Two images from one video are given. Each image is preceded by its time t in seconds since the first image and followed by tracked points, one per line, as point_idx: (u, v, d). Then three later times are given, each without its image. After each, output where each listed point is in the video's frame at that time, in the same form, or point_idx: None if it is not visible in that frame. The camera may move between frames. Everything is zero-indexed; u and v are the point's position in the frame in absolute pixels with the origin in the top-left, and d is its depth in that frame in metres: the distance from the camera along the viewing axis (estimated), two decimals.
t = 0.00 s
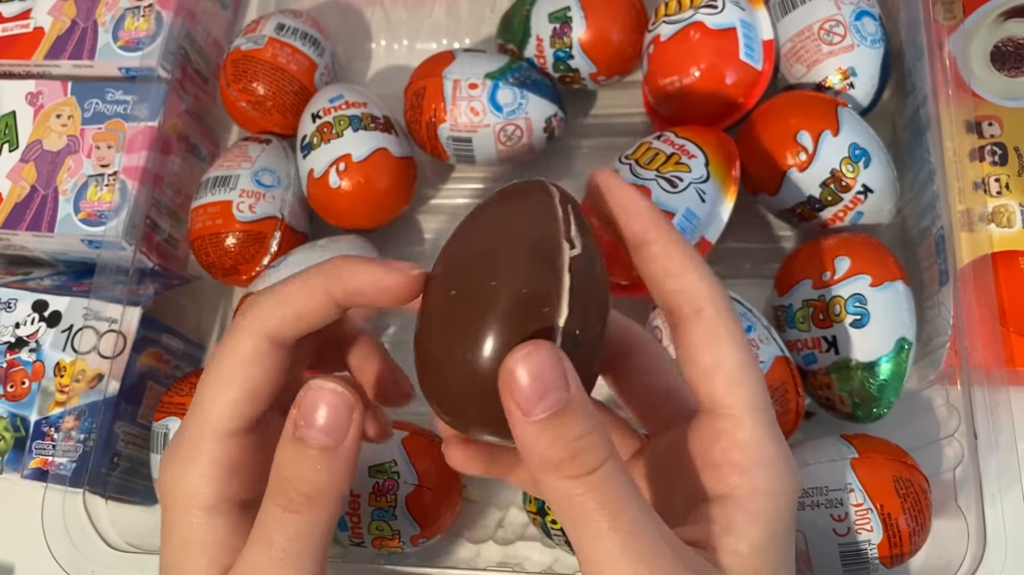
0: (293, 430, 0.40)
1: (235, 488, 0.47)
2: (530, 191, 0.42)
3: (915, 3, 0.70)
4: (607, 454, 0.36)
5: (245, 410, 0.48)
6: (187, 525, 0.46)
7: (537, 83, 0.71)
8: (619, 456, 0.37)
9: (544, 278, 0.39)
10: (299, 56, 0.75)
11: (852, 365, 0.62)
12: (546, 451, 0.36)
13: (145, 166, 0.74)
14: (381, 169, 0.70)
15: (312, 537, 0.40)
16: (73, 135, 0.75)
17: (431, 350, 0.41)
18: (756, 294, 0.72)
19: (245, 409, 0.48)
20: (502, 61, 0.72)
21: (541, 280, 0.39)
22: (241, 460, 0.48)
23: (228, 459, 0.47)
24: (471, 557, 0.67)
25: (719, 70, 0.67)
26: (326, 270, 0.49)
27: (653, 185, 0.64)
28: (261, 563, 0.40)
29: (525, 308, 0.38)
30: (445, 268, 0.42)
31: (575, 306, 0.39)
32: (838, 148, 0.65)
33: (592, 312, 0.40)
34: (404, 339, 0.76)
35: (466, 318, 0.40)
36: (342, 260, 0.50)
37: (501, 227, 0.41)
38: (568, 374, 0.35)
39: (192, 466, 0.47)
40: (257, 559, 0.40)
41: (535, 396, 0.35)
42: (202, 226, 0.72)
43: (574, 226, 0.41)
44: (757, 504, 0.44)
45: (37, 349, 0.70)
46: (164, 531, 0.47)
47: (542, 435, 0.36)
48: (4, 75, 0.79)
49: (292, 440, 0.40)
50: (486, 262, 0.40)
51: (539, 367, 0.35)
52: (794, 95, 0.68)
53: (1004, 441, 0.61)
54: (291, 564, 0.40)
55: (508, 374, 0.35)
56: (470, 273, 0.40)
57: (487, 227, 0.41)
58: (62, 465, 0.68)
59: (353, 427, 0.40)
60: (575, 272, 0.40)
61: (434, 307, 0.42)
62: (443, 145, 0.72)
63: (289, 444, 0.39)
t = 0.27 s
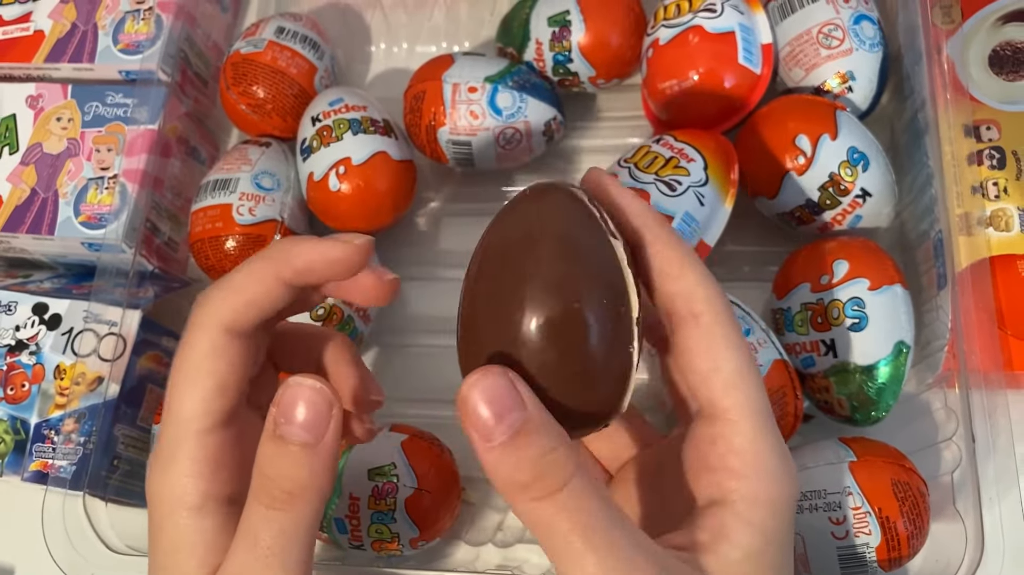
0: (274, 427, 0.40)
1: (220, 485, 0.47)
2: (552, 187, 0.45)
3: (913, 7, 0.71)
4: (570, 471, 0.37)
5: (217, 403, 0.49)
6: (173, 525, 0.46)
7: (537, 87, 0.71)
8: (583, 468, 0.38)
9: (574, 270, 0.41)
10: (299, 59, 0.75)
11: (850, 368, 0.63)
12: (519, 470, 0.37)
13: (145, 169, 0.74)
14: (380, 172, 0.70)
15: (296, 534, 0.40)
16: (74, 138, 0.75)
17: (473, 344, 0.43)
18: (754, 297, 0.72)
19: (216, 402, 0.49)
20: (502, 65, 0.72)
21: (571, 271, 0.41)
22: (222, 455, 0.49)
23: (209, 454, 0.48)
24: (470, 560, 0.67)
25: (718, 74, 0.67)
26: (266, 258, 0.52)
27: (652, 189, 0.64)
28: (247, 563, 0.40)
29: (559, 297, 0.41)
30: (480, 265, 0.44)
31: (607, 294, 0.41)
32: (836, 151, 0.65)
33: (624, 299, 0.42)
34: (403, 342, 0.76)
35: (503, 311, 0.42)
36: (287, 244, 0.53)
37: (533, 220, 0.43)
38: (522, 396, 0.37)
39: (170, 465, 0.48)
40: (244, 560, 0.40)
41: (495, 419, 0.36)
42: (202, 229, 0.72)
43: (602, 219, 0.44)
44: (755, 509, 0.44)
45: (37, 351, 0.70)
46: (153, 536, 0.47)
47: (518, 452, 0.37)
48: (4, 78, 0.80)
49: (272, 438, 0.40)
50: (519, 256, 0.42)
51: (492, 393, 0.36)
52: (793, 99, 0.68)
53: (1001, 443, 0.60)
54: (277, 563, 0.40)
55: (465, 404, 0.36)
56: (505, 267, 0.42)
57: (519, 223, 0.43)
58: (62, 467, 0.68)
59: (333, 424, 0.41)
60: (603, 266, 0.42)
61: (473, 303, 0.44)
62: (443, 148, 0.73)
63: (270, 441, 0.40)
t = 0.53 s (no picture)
0: (266, 426, 0.40)
1: (211, 484, 0.47)
2: (558, 174, 0.43)
3: (915, 7, 0.71)
4: (655, 451, 0.37)
5: (207, 402, 0.49)
6: (163, 526, 0.45)
7: (538, 87, 0.72)
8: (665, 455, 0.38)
9: (575, 264, 0.40)
10: (301, 59, 0.75)
11: (851, 368, 0.63)
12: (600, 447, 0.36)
13: (147, 169, 0.74)
14: (382, 172, 0.70)
15: (289, 532, 0.40)
16: (75, 138, 0.75)
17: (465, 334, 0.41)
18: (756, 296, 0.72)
19: (206, 401, 0.49)
20: (503, 65, 0.72)
21: (572, 266, 0.40)
22: (212, 455, 0.48)
23: (200, 454, 0.48)
24: (472, 560, 0.67)
25: (720, 74, 0.67)
26: (252, 254, 0.51)
27: (654, 189, 0.64)
28: (238, 561, 0.40)
29: (560, 292, 0.39)
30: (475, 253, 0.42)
31: (607, 292, 0.40)
32: (838, 151, 0.65)
33: (622, 297, 0.41)
34: (404, 342, 0.76)
35: (502, 304, 0.40)
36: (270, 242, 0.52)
37: (534, 209, 0.41)
38: (614, 371, 0.37)
39: (160, 463, 0.48)
40: (233, 559, 0.40)
41: (590, 391, 0.36)
42: (203, 229, 0.72)
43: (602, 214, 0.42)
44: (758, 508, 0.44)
45: (38, 351, 0.70)
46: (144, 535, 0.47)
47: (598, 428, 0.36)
48: (5, 78, 0.80)
49: (264, 436, 0.40)
50: (521, 245, 0.40)
51: (591, 355, 0.37)
52: (795, 99, 0.68)
53: (1003, 443, 0.61)
54: (269, 562, 0.40)
55: (559, 361, 0.37)
56: (503, 257, 0.40)
57: (518, 209, 0.41)
58: (63, 467, 0.68)
59: (326, 422, 0.41)
60: (605, 263, 0.41)
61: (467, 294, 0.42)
62: (444, 148, 0.73)
63: (262, 439, 0.40)
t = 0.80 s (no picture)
0: (291, 437, 0.40)
1: (228, 495, 0.47)
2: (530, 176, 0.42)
3: (916, 6, 0.71)
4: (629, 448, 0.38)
5: (228, 414, 0.48)
6: (180, 536, 0.46)
7: (539, 86, 0.71)
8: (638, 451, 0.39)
9: (553, 263, 0.39)
10: (301, 59, 0.75)
11: (853, 368, 0.63)
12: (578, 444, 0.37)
13: (147, 169, 0.74)
14: (383, 171, 0.70)
15: (313, 538, 0.41)
16: (75, 137, 0.75)
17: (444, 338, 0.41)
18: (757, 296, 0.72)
19: (226, 413, 0.48)
20: (504, 64, 0.72)
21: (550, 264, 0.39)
22: (231, 466, 0.48)
23: (217, 467, 0.48)
24: (472, 560, 0.66)
25: (721, 73, 0.67)
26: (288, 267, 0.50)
27: (655, 188, 0.64)
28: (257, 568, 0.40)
29: (538, 290, 0.38)
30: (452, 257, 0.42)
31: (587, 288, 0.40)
32: (839, 151, 0.65)
33: (603, 292, 0.41)
34: (403, 341, 0.76)
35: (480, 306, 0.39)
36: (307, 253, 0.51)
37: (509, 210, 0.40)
38: (596, 373, 0.36)
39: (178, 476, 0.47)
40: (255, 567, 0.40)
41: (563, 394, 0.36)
42: (204, 228, 0.72)
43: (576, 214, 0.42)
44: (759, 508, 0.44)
45: (38, 351, 0.70)
46: (160, 544, 0.47)
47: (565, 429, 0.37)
48: (5, 77, 0.80)
49: (289, 447, 0.40)
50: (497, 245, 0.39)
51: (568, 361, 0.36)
52: (796, 98, 0.68)
53: (1005, 442, 0.61)
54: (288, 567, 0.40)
55: (537, 366, 0.36)
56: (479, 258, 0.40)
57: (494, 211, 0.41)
58: (63, 467, 0.68)
59: (352, 434, 0.40)
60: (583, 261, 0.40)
61: (445, 299, 0.41)
62: (445, 148, 0.73)
63: (288, 451, 0.40)
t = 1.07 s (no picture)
0: (301, 437, 0.39)
1: (244, 496, 0.47)
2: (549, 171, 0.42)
3: (919, 4, 0.70)
4: (598, 457, 0.36)
5: (262, 421, 0.47)
6: (190, 532, 0.46)
7: (540, 84, 0.71)
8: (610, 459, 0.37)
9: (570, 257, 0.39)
10: (302, 57, 0.75)
11: (855, 366, 0.62)
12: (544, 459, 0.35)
13: (147, 167, 0.74)
14: (384, 169, 0.70)
15: (319, 538, 0.41)
16: (76, 135, 0.75)
17: (467, 334, 0.41)
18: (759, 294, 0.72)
19: (261, 420, 0.47)
20: (506, 62, 0.72)
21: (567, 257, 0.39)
22: (252, 469, 0.48)
23: (239, 468, 0.47)
24: (474, 558, 0.66)
25: (723, 70, 0.67)
26: (343, 291, 0.47)
27: (657, 186, 0.63)
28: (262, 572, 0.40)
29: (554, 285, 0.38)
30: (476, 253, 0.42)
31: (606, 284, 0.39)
32: (842, 148, 0.65)
33: (623, 288, 0.40)
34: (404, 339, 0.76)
35: (501, 300, 0.39)
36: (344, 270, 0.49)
37: (528, 205, 0.41)
38: (553, 384, 0.35)
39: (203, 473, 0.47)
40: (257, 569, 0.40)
41: (519, 407, 0.34)
42: (205, 226, 0.72)
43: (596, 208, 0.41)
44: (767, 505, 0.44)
45: (39, 349, 0.70)
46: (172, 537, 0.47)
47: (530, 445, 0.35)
48: (6, 75, 0.79)
49: (299, 448, 0.39)
50: (516, 240, 0.40)
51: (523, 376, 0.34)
52: (798, 96, 0.67)
53: (1009, 441, 0.60)
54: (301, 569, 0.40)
55: (494, 387, 0.35)
56: (500, 253, 0.40)
57: (515, 208, 0.41)
58: (64, 466, 0.67)
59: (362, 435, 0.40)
60: (601, 256, 0.39)
61: (468, 295, 0.42)
62: (446, 146, 0.72)
63: (297, 451, 0.39)
